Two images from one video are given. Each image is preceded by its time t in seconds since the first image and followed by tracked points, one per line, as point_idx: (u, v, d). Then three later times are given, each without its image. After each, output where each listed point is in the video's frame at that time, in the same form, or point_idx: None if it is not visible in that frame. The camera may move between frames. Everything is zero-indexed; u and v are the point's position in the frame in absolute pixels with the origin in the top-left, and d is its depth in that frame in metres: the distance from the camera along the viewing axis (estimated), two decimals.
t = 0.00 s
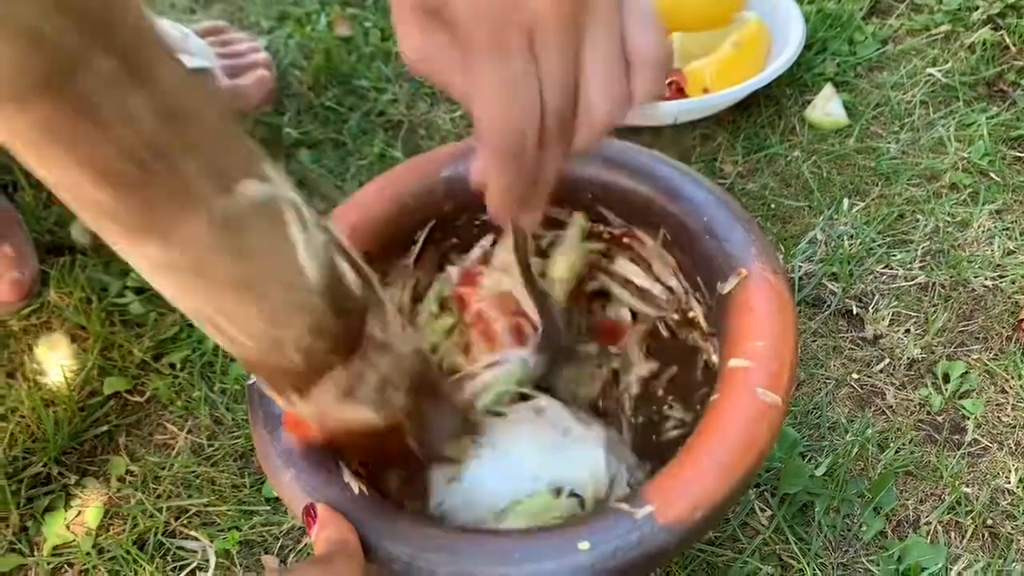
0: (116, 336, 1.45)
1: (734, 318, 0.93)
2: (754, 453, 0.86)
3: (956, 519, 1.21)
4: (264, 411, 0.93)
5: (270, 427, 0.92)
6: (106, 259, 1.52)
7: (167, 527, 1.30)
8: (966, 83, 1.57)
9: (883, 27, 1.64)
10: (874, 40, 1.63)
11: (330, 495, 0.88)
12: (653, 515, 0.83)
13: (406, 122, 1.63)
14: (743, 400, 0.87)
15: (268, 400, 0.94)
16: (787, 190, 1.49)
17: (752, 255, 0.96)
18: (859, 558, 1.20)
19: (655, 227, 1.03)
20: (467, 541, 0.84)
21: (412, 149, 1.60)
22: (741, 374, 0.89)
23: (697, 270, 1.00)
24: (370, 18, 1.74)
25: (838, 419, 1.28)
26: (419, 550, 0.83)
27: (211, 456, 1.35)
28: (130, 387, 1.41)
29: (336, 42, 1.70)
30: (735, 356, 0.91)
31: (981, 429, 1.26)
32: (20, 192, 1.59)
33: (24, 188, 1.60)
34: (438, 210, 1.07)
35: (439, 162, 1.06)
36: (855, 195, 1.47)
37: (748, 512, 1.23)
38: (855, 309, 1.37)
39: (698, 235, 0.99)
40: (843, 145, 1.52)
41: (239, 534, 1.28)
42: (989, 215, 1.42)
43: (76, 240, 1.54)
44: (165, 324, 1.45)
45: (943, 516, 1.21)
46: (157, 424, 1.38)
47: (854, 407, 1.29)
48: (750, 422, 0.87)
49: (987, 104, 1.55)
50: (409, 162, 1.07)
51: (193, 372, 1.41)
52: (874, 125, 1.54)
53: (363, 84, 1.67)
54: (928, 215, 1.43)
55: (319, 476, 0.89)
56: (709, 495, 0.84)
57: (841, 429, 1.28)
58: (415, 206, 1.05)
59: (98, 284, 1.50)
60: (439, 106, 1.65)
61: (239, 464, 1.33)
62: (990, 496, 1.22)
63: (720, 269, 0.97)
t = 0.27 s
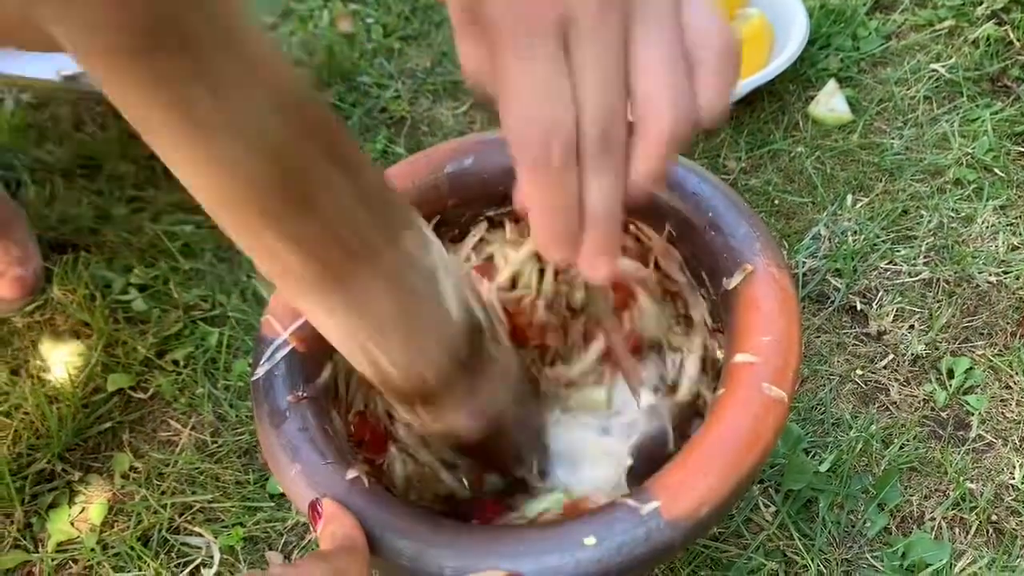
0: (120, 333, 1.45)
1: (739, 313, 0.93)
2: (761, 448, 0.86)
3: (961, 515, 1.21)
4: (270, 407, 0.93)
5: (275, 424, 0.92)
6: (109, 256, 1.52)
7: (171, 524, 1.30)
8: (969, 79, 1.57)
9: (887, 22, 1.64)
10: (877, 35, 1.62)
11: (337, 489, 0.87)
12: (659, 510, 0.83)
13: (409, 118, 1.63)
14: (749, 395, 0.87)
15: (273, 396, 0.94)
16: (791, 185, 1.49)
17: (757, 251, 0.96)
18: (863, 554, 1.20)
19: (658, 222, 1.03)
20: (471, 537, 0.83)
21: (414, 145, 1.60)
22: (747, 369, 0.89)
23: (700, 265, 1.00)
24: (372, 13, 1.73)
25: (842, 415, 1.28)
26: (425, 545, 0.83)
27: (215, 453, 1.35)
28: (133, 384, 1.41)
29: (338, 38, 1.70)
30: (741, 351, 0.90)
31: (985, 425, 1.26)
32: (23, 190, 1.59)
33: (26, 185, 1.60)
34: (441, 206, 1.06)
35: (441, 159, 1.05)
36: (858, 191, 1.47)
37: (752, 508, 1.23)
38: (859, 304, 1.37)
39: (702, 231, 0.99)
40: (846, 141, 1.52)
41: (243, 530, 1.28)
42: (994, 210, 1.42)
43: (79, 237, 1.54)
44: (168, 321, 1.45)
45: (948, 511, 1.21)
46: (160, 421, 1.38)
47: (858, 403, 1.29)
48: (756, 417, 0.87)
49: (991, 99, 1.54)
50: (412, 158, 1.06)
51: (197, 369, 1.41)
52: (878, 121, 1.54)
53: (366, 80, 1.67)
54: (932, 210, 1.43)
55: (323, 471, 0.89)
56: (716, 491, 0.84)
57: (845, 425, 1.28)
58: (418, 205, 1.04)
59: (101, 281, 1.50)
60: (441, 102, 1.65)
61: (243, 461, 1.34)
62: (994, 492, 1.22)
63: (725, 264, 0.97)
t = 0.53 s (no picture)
0: (119, 333, 1.44)
1: (742, 313, 0.92)
2: (763, 449, 0.86)
3: (964, 517, 1.20)
4: (270, 408, 0.93)
5: (275, 425, 0.92)
6: (109, 255, 1.51)
7: (171, 525, 1.30)
8: (973, 78, 1.56)
9: (889, 21, 1.63)
10: (880, 34, 1.62)
11: (337, 491, 0.87)
12: (661, 511, 0.83)
13: (409, 118, 1.63)
14: (751, 396, 0.87)
15: (273, 397, 0.93)
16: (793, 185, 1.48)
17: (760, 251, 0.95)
18: (866, 556, 1.19)
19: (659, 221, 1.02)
20: (472, 538, 0.83)
21: (415, 145, 1.60)
22: (750, 370, 0.88)
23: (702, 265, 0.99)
24: (373, 12, 1.73)
25: (845, 416, 1.28)
26: (426, 547, 0.82)
27: (215, 453, 1.34)
28: (133, 384, 1.40)
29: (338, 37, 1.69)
30: (743, 351, 0.90)
31: (989, 427, 1.26)
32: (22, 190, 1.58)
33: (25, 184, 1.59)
34: (442, 206, 1.04)
35: (442, 158, 1.03)
36: (861, 191, 1.46)
37: (754, 509, 1.23)
38: (862, 305, 1.36)
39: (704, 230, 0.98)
40: (849, 140, 1.51)
41: (243, 531, 1.28)
42: (997, 211, 1.42)
43: (78, 236, 1.53)
44: (168, 321, 1.45)
45: (951, 513, 1.20)
46: (160, 422, 1.38)
47: (861, 404, 1.29)
48: (759, 418, 0.86)
49: (994, 99, 1.54)
50: (412, 157, 1.04)
51: (196, 370, 1.40)
52: (880, 120, 1.53)
53: (366, 79, 1.66)
54: (935, 210, 1.42)
55: (323, 473, 0.88)
56: (719, 493, 0.83)
57: (848, 426, 1.27)
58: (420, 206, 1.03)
59: (100, 281, 1.49)
60: (442, 101, 1.64)
61: (243, 462, 1.33)
62: (998, 493, 1.21)
63: (726, 264, 0.96)
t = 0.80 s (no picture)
0: (123, 333, 1.45)
1: (743, 316, 0.93)
2: (764, 453, 0.86)
3: (962, 516, 1.21)
4: (274, 412, 0.94)
5: (279, 428, 0.92)
6: (112, 256, 1.52)
7: (174, 523, 1.30)
8: (971, 80, 1.57)
9: (889, 23, 1.64)
10: (879, 36, 1.63)
11: (340, 492, 0.88)
12: (662, 514, 0.84)
13: (412, 119, 1.63)
14: (752, 399, 0.88)
15: (277, 400, 0.94)
16: (793, 187, 1.49)
17: (761, 253, 0.96)
18: (866, 555, 1.20)
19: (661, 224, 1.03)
20: (476, 541, 0.84)
21: (417, 146, 1.61)
22: (751, 374, 0.89)
23: (703, 268, 1.00)
24: (375, 14, 1.74)
25: (844, 416, 1.29)
26: (430, 549, 0.83)
27: (218, 453, 1.35)
28: (136, 384, 1.41)
29: (341, 38, 1.70)
30: (744, 355, 0.91)
31: (987, 426, 1.27)
32: (26, 191, 1.59)
33: (29, 185, 1.60)
34: (445, 207, 1.05)
35: (445, 159, 1.04)
36: (860, 192, 1.47)
37: (754, 508, 1.23)
38: (862, 305, 1.37)
39: (705, 234, 0.99)
40: (849, 142, 1.52)
41: (246, 530, 1.28)
42: (995, 212, 1.42)
43: (82, 237, 1.54)
44: (171, 321, 1.45)
45: (950, 512, 1.21)
46: (163, 421, 1.38)
47: (860, 404, 1.30)
48: (760, 421, 0.87)
49: (992, 101, 1.55)
50: (415, 159, 1.05)
51: (199, 369, 1.41)
52: (880, 122, 1.54)
53: (369, 81, 1.67)
54: (933, 211, 1.43)
55: (327, 475, 0.89)
56: (721, 495, 0.84)
57: (848, 426, 1.28)
58: (423, 207, 1.03)
59: (104, 281, 1.50)
60: (444, 103, 1.65)
61: (246, 461, 1.34)
62: (996, 492, 1.22)
63: (728, 268, 0.97)
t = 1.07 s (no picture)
0: (123, 337, 1.45)
1: (741, 318, 0.93)
2: (761, 453, 0.86)
3: (961, 522, 1.21)
4: (273, 412, 0.93)
5: (279, 429, 0.92)
6: (112, 260, 1.52)
7: (173, 528, 1.31)
8: (970, 86, 1.57)
9: (888, 29, 1.64)
10: (878, 42, 1.63)
11: (340, 494, 0.88)
12: (660, 515, 0.84)
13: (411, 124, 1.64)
14: (750, 400, 0.88)
15: (276, 401, 0.94)
16: (792, 192, 1.49)
17: (758, 255, 0.96)
18: (864, 560, 1.20)
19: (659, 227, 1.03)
20: (475, 542, 0.84)
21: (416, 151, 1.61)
22: (748, 374, 0.89)
23: (702, 270, 1.00)
24: (375, 19, 1.74)
25: (842, 421, 1.29)
26: (430, 550, 0.83)
27: (217, 457, 1.35)
28: (136, 388, 1.41)
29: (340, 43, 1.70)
30: (742, 356, 0.91)
31: (986, 432, 1.27)
32: (27, 194, 1.59)
33: (30, 189, 1.60)
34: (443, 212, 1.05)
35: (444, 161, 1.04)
36: (859, 197, 1.47)
37: (753, 513, 1.24)
38: (860, 310, 1.37)
39: (704, 236, 0.99)
40: (848, 147, 1.52)
41: (245, 534, 1.28)
42: (994, 217, 1.43)
43: (82, 241, 1.54)
44: (170, 325, 1.46)
45: (948, 518, 1.21)
46: (163, 425, 1.39)
47: (859, 409, 1.30)
48: (757, 422, 0.87)
49: (991, 106, 1.55)
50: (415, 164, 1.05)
51: (199, 374, 1.41)
52: (879, 128, 1.54)
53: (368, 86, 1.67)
54: (932, 217, 1.44)
55: (326, 476, 0.89)
56: (718, 495, 0.84)
57: (846, 431, 1.28)
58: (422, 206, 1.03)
59: (103, 285, 1.50)
60: (443, 107, 1.65)
61: (245, 465, 1.34)
62: (994, 498, 1.22)
63: (726, 270, 0.97)
